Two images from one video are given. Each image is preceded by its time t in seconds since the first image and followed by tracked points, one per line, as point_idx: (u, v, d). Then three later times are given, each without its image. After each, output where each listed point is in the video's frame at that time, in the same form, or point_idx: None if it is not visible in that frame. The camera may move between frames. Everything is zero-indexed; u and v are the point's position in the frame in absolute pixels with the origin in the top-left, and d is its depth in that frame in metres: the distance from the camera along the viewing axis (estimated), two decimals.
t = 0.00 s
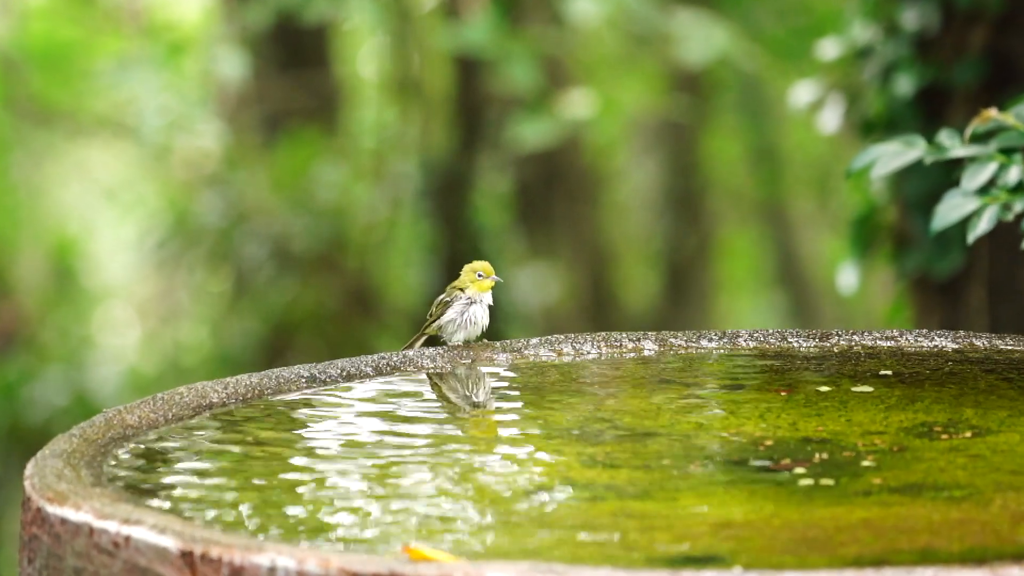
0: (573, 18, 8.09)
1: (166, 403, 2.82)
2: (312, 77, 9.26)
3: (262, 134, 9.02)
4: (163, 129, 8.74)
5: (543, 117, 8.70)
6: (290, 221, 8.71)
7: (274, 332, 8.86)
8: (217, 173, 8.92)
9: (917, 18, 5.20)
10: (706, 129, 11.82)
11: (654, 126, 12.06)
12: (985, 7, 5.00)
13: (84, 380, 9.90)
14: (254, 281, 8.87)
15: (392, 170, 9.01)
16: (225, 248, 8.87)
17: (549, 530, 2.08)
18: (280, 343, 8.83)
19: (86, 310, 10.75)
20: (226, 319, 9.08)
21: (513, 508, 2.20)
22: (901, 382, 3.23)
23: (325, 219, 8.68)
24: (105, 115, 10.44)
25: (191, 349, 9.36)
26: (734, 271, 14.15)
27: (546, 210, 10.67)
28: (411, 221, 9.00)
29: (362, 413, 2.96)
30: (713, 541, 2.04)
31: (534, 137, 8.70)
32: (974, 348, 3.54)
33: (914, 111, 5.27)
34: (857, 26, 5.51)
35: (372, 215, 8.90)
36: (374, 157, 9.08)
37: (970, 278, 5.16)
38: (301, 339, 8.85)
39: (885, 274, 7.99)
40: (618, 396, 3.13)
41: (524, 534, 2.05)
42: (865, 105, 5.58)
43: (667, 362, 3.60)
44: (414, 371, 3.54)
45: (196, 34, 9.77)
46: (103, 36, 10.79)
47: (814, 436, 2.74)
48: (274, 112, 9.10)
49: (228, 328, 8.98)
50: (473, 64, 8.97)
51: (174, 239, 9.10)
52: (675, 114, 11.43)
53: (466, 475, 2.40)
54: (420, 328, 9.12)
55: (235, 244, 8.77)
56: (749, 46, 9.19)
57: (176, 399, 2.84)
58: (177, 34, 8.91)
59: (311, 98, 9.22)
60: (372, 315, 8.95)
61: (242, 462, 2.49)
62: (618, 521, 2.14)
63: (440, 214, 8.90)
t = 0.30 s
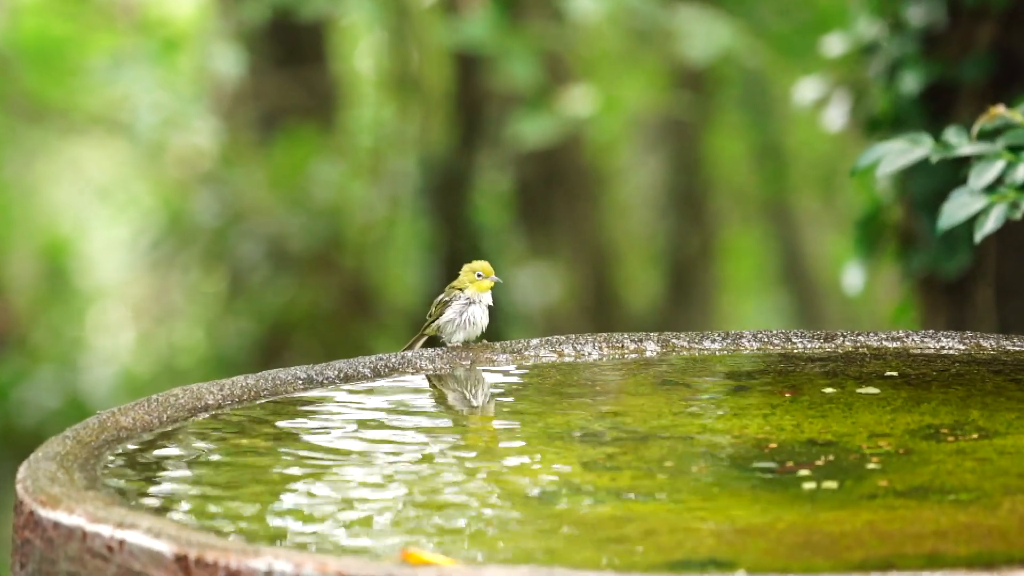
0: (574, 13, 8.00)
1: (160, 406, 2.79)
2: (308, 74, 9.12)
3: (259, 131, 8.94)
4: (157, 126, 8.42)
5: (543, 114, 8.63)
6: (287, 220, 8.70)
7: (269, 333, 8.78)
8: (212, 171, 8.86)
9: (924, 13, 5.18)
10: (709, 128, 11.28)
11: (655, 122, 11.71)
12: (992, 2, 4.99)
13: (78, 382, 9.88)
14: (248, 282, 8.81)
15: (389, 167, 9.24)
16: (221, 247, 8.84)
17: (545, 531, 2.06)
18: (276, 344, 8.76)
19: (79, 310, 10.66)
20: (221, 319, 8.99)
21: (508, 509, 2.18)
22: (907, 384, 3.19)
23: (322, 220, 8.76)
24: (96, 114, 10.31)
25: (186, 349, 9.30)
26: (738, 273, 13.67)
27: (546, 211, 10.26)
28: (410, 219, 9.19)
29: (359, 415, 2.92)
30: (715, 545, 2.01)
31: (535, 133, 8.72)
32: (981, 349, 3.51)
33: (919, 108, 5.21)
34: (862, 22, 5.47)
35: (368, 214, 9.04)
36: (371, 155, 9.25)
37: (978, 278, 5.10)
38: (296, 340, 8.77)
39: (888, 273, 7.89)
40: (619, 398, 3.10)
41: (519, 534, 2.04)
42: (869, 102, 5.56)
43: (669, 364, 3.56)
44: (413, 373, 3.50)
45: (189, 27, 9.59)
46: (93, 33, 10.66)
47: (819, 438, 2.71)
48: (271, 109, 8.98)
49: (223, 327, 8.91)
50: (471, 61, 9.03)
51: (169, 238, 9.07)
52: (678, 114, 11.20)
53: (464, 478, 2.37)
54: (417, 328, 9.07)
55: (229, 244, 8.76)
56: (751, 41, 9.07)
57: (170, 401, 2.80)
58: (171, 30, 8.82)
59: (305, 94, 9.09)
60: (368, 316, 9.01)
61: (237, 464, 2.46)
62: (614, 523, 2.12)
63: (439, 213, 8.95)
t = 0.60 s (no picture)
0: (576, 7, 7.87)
1: (153, 408, 2.75)
2: (305, 69, 8.93)
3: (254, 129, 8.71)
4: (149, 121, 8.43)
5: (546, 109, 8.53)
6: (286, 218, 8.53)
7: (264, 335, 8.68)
8: (205, 167, 8.58)
9: (935, 6, 5.14)
10: (717, 125, 11.13)
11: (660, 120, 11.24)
12: None
13: (67, 383, 9.48)
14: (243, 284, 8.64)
15: (388, 165, 8.95)
16: (215, 245, 8.65)
17: (544, 535, 2.02)
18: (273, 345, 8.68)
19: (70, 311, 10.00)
20: (216, 320, 8.90)
21: (509, 514, 2.14)
22: (917, 386, 3.14)
23: (317, 216, 8.56)
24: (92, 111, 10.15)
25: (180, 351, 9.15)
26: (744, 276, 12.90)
27: (548, 208, 9.97)
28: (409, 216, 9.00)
29: (357, 418, 2.88)
30: (720, 551, 1.96)
31: (533, 130, 8.47)
32: (992, 350, 3.46)
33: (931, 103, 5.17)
34: (872, 15, 5.37)
35: (367, 214, 8.81)
36: (368, 152, 8.92)
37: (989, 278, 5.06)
38: (292, 340, 8.71)
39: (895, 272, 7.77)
40: (622, 400, 3.06)
41: (519, 539, 2.00)
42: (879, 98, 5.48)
43: (672, 366, 3.51)
44: (411, 374, 3.45)
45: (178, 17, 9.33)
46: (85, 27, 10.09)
47: (826, 442, 2.66)
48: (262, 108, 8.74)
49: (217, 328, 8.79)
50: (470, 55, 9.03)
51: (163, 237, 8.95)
52: (684, 110, 10.96)
53: (462, 483, 2.33)
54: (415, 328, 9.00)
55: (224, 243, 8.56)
56: (757, 36, 8.92)
57: (164, 404, 2.76)
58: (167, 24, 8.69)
59: (301, 89, 8.90)
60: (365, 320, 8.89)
61: (232, 468, 2.42)
62: (616, 529, 2.07)
63: (438, 213, 9.04)
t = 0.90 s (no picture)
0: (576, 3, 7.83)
1: (148, 409, 2.72)
2: (302, 67, 8.96)
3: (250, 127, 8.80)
4: (145, 120, 8.56)
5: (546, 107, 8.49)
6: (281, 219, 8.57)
7: (259, 335, 8.82)
8: (202, 166, 8.74)
9: (939, 3, 5.10)
10: (717, 124, 11.11)
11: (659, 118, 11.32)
12: None
13: (64, 384, 9.26)
14: (239, 285, 8.84)
15: (387, 163, 8.79)
16: (209, 245, 8.80)
17: (538, 537, 2.00)
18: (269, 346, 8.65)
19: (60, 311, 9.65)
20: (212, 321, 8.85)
21: (508, 515, 2.12)
22: (921, 387, 3.12)
23: (314, 216, 8.62)
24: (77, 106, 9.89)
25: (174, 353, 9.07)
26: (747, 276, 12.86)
27: (549, 207, 9.92)
28: (407, 215, 8.86)
29: (352, 419, 2.86)
30: (721, 553, 1.94)
31: (534, 128, 8.46)
32: (997, 350, 3.44)
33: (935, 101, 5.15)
34: (875, 12, 5.34)
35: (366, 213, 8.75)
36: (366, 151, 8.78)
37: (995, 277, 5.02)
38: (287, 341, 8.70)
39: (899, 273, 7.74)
40: (621, 401, 3.03)
41: (513, 541, 1.98)
42: (881, 96, 5.46)
43: (673, 367, 3.49)
44: (409, 374, 3.43)
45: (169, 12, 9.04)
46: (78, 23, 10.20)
47: (829, 443, 2.64)
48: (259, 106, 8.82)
49: (211, 327, 8.93)
50: (470, 52, 8.82)
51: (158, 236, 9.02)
52: (685, 108, 10.89)
53: (459, 484, 2.31)
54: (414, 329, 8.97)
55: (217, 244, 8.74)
56: (759, 35, 8.87)
57: (158, 404, 2.74)
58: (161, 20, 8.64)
59: (300, 88, 8.94)
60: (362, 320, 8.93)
61: (227, 469, 2.40)
62: (615, 531, 2.05)
63: (436, 211, 8.88)
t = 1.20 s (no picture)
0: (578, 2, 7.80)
1: (145, 410, 2.71)
2: (302, 66, 8.90)
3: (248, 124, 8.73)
4: (144, 119, 8.28)
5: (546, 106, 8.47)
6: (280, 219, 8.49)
7: (258, 335, 8.68)
8: (201, 165, 8.64)
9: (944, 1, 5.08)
10: (720, 122, 11.09)
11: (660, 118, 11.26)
12: None
13: (59, 384, 9.16)
14: (237, 284, 8.69)
15: (387, 163, 8.83)
16: (207, 245, 8.67)
17: (537, 539, 1.99)
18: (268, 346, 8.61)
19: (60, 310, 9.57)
20: (209, 322, 8.78)
21: (509, 517, 2.11)
22: (925, 388, 3.10)
23: (313, 215, 8.55)
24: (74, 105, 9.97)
25: (171, 354, 9.01)
26: (750, 276, 12.84)
27: (551, 206, 9.91)
28: (408, 215, 8.92)
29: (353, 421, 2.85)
30: (724, 555, 1.92)
31: (535, 128, 8.46)
32: (1002, 352, 3.43)
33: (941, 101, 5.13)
34: (878, 10, 5.31)
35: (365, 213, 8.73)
36: (365, 150, 8.80)
37: (1001, 277, 5.01)
38: (286, 341, 8.68)
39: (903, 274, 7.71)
40: (624, 402, 3.02)
41: (510, 543, 1.97)
42: (885, 95, 5.44)
43: (675, 368, 3.47)
44: (409, 376, 3.42)
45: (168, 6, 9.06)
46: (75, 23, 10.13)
47: (833, 444, 2.62)
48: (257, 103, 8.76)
49: (211, 327, 8.80)
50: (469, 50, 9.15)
51: (154, 237, 8.92)
52: (688, 106, 10.85)
53: (460, 486, 2.29)
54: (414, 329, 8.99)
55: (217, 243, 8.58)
56: (762, 33, 8.85)
57: (156, 406, 2.73)
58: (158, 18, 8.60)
59: (300, 86, 8.88)
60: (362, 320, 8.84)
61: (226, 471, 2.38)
62: (617, 532, 2.04)
63: (437, 211, 9.03)
